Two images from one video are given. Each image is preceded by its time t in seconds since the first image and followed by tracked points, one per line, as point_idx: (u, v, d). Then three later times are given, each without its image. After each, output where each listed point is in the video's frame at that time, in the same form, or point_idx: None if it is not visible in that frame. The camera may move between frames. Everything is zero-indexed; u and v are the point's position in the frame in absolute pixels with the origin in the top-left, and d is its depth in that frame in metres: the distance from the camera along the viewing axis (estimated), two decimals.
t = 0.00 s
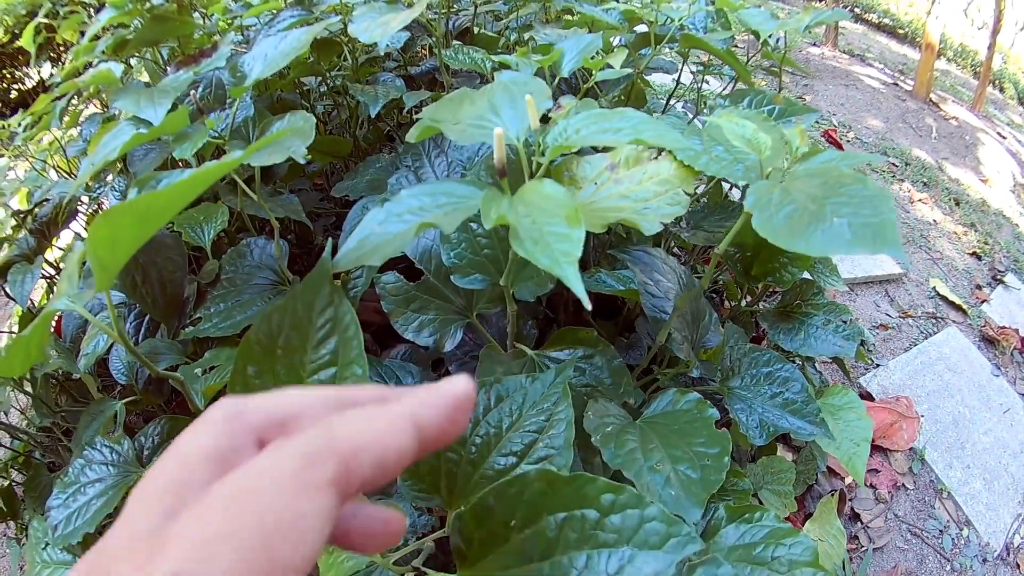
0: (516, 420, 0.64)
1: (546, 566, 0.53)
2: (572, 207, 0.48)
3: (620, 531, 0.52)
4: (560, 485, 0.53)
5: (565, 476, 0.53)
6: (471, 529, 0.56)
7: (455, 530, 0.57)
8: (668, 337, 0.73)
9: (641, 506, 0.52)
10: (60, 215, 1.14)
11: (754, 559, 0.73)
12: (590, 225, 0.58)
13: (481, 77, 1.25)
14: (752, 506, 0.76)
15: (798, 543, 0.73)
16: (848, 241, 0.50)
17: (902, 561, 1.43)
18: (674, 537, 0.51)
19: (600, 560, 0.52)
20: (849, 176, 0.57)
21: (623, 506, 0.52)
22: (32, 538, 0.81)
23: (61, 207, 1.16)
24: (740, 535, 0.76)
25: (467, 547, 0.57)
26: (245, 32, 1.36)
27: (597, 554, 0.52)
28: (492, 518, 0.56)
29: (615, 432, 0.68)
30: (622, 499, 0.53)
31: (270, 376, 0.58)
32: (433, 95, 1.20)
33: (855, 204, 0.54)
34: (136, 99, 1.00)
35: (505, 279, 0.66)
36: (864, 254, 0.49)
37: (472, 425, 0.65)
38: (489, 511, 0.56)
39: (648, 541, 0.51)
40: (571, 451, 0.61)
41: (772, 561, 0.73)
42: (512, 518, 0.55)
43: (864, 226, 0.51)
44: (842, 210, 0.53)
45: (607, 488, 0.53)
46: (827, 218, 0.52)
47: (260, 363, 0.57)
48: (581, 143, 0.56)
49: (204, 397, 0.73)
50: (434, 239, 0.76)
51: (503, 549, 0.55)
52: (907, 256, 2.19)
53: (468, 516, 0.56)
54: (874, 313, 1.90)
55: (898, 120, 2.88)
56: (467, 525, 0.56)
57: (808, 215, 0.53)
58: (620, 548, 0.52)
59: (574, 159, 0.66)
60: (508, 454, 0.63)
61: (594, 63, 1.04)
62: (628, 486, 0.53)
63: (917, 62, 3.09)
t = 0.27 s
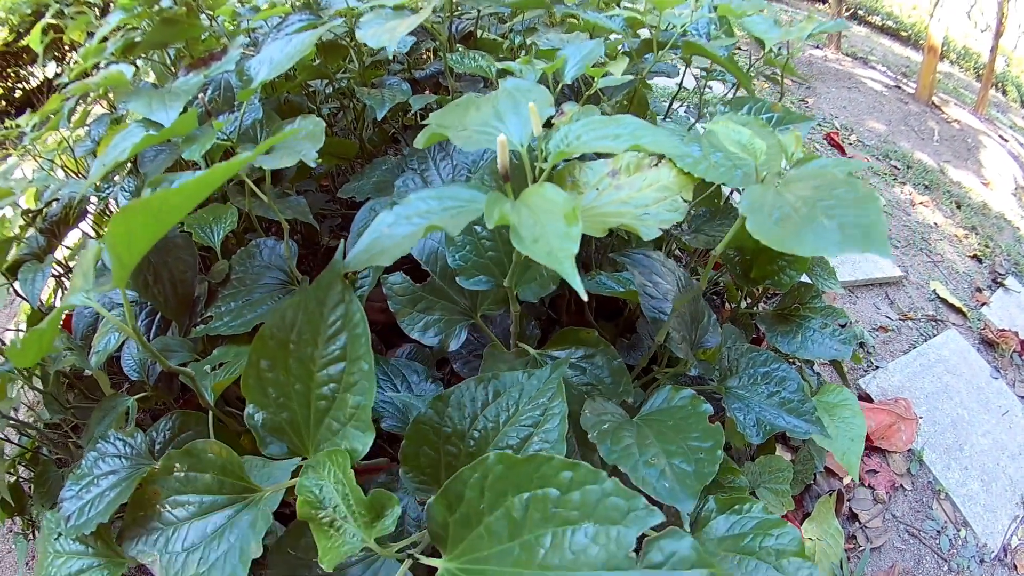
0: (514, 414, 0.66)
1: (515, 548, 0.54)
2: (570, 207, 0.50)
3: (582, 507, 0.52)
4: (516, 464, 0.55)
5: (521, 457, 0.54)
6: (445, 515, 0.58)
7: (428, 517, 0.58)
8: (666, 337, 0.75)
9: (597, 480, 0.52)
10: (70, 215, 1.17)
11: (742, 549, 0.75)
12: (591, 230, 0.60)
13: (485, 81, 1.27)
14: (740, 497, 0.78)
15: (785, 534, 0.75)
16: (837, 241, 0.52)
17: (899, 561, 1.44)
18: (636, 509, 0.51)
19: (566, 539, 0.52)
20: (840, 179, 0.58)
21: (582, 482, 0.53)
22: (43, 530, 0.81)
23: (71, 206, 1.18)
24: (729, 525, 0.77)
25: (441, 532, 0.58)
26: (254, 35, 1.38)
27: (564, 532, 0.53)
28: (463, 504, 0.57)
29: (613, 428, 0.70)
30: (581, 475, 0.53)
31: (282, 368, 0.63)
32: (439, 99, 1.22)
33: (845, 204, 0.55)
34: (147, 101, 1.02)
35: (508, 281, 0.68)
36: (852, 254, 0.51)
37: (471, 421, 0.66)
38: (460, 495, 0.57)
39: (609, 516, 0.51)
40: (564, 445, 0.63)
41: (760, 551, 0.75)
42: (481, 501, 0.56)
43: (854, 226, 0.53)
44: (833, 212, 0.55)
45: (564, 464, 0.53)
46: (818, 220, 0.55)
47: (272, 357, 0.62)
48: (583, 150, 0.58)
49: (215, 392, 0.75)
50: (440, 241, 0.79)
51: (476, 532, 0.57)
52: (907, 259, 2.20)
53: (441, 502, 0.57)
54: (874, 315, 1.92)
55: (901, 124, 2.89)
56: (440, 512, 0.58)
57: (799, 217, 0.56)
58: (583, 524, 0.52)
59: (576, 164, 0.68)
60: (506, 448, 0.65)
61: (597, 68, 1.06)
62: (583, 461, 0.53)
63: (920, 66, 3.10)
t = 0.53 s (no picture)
0: (527, 413, 0.67)
1: (543, 546, 0.56)
2: (582, 213, 0.51)
3: (611, 511, 0.54)
4: (554, 469, 0.56)
5: (558, 461, 0.56)
6: (476, 514, 0.59)
7: (460, 514, 0.60)
8: (671, 338, 0.77)
9: (629, 486, 0.54)
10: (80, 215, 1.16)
11: (748, 548, 0.77)
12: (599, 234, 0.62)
13: (491, 83, 1.28)
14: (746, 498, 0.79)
15: (788, 533, 0.76)
16: (832, 245, 0.54)
17: (899, 560, 1.46)
18: (662, 515, 0.53)
19: (594, 541, 0.54)
20: (839, 186, 0.60)
21: (613, 488, 0.54)
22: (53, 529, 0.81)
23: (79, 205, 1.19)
24: (735, 524, 0.79)
25: (470, 528, 0.59)
26: (261, 36, 1.39)
27: (591, 533, 0.54)
28: (495, 503, 0.58)
29: (622, 428, 0.71)
30: (612, 481, 0.54)
31: (302, 368, 0.64)
32: (446, 102, 1.23)
33: (840, 210, 0.57)
34: (157, 103, 1.03)
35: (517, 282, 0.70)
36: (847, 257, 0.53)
37: (486, 419, 0.68)
38: (492, 494, 0.58)
39: (637, 520, 0.53)
40: (579, 443, 0.65)
41: (763, 550, 0.76)
42: (513, 502, 0.58)
43: (851, 231, 0.54)
44: (830, 217, 0.56)
45: (598, 470, 0.55)
46: (815, 225, 0.56)
47: (292, 358, 0.64)
48: (591, 155, 0.60)
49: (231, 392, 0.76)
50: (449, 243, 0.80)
51: (504, 531, 0.58)
52: (908, 260, 2.21)
53: (473, 500, 0.59)
54: (875, 316, 1.93)
55: (902, 124, 2.90)
56: (471, 510, 0.59)
57: (797, 221, 0.57)
58: (612, 527, 0.54)
59: (583, 168, 0.69)
60: (519, 447, 0.66)
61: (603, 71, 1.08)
62: (615, 469, 0.54)
63: (922, 67, 3.11)
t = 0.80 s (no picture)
0: (537, 413, 0.67)
1: (549, 544, 0.56)
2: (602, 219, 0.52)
3: (615, 508, 0.54)
4: (557, 466, 0.56)
5: (561, 458, 0.56)
6: (481, 513, 0.59)
7: (466, 513, 0.60)
8: (680, 340, 0.77)
9: (633, 484, 0.54)
10: (86, 213, 1.17)
11: (756, 549, 0.77)
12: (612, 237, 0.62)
13: (500, 84, 1.29)
14: (754, 497, 0.80)
15: (796, 534, 0.76)
16: (850, 254, 0.54)
17: (902, 561, 1.46)
18: (667, 511, 0.53)
19: (598, 538, 0.54)
20: (851, 192, 0.60)
21: (617, 484, 0.54)
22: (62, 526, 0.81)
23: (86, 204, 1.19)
24: (743, 525, 0.79)
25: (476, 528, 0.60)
26: (270, 36, 1.39)
27: (596, 530, 0.54)
28: (501, 502, 0.59)
29: (631, 429, 0.72)
30: (616, 478, 0.54)
31: (313, 368, 0.64)
32: (454, 102, 1.24)
33: (855, 217, 0.58)
34: (166, 102, 1.03)
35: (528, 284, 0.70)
36: (864, 266, 0.53)
37: (497, 419, 0.68)
38: (498, 493, 0.59)
39: (641, 517, 0.53)
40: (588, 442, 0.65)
41: (771, 550, 0.76)
42: (518, 500, 0.58)
43: (866, 239, 0.55)
44: (845, 225, 0.57)
45: (602, 467, 0.55)
46: (832, 232, 0.56)
47: (303, 357, 0.64)
48: (608, 161, 0.60)
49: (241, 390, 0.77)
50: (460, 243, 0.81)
51: (511, 529, 0.58)
52: (912, 262, 2.22)
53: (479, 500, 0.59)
54: (880, 318, 1.93)
55: (907, 127, 2.90)
56: (477, 509, 0.60)
57: (813, 229, 0.58)
58: (616, 523, 0.54)
59: (596, 170, 0.69)
60: (529, 447, 0.67)
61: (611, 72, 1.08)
62: (619, 465, 0.54)
63: (927, 69, 3.11)
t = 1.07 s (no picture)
0: (556, 420, 0.68)
1: (572, 552, 0.57)
2: (625, 227, 0.53)
3: (638, 516, 0.55)
4: (580, 476, 0.57)
5: (584, 468, 0.57)
6: (504, 521, 0.60)
7: (490, 522, 0.61)
8: (695, 346, 0.78)
9: (656, 492, 0.55)
10: (96, 213, 1.16)
11: (769, 554, 0.78)
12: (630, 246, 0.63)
13: (512, 88, 1.29)
14: (768, 503, 0.81)
15: (810, 540, 0.77)
16: (862, 265, 0.55)
17: (906, 566, 1.47)
18: (689, 519, 0.53)
19: (621, 545, 0.55)
20: (866, 204, 0.61)
21: (640, 493, 0.55)
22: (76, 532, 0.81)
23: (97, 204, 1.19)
24: (757, 530, 0.80)
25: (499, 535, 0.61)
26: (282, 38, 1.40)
27: (619, 538, 0.55)
28: (524, 510, 0.60)
29: (648, 436, 0.72)
30: (639, 487, 0.55)
31: (337, 375, 0.65)
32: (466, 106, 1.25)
33: (868, 228, 0.58)
34: (179, 103, 1.03)
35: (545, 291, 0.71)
36: (877, 277, 0.54)
37: (516, 426, 0.69)
38: (522, 502, 0.60)
39: (664, 525, 0.54)
40: (607, 450, 0.66)
41: (785, 556, 0.77)
42: (541, 509, 0.59)
43: (879, 250, 0.56)
44: (859, 235, 0.58)
45: (625, 476, 0.56)
46: (846, 243, 0.57)
47: (327, 365, 0.65)
48: (627, 170, 0.61)
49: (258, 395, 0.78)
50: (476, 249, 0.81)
51: (534, 537, 0.59)
52: (918, 267, 2.22)
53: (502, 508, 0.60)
54: (886, 323, 1.94)
55: (913, 130, 2.90)
56: (500, 518, 0.60)
57: (828, 239, 0.58)
58: (640, 531, 0.55)
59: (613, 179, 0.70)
60: (548, 454, 0.67)
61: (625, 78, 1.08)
62: (642, 475, 0.55)
63: (934, 73, 3.11)
